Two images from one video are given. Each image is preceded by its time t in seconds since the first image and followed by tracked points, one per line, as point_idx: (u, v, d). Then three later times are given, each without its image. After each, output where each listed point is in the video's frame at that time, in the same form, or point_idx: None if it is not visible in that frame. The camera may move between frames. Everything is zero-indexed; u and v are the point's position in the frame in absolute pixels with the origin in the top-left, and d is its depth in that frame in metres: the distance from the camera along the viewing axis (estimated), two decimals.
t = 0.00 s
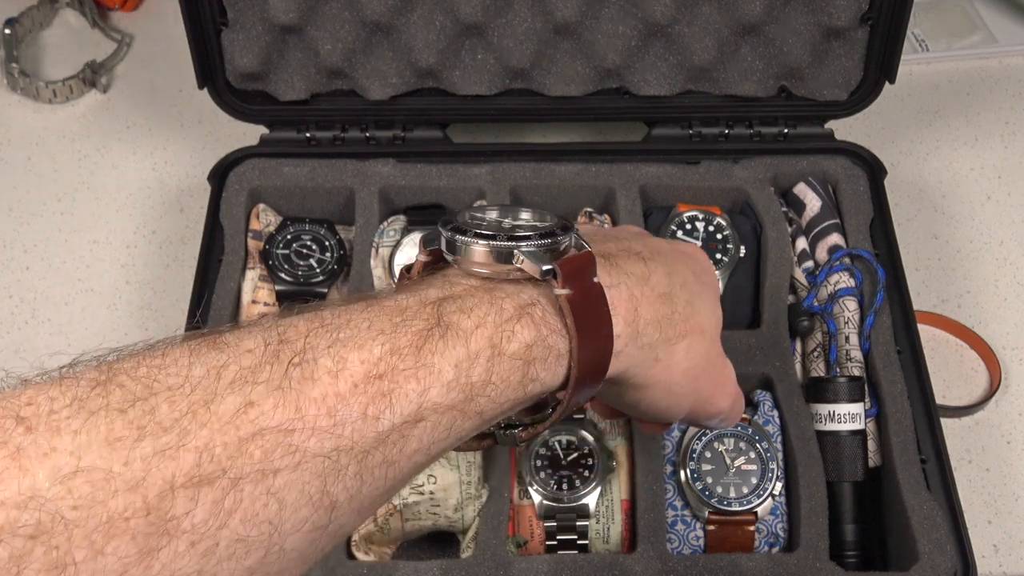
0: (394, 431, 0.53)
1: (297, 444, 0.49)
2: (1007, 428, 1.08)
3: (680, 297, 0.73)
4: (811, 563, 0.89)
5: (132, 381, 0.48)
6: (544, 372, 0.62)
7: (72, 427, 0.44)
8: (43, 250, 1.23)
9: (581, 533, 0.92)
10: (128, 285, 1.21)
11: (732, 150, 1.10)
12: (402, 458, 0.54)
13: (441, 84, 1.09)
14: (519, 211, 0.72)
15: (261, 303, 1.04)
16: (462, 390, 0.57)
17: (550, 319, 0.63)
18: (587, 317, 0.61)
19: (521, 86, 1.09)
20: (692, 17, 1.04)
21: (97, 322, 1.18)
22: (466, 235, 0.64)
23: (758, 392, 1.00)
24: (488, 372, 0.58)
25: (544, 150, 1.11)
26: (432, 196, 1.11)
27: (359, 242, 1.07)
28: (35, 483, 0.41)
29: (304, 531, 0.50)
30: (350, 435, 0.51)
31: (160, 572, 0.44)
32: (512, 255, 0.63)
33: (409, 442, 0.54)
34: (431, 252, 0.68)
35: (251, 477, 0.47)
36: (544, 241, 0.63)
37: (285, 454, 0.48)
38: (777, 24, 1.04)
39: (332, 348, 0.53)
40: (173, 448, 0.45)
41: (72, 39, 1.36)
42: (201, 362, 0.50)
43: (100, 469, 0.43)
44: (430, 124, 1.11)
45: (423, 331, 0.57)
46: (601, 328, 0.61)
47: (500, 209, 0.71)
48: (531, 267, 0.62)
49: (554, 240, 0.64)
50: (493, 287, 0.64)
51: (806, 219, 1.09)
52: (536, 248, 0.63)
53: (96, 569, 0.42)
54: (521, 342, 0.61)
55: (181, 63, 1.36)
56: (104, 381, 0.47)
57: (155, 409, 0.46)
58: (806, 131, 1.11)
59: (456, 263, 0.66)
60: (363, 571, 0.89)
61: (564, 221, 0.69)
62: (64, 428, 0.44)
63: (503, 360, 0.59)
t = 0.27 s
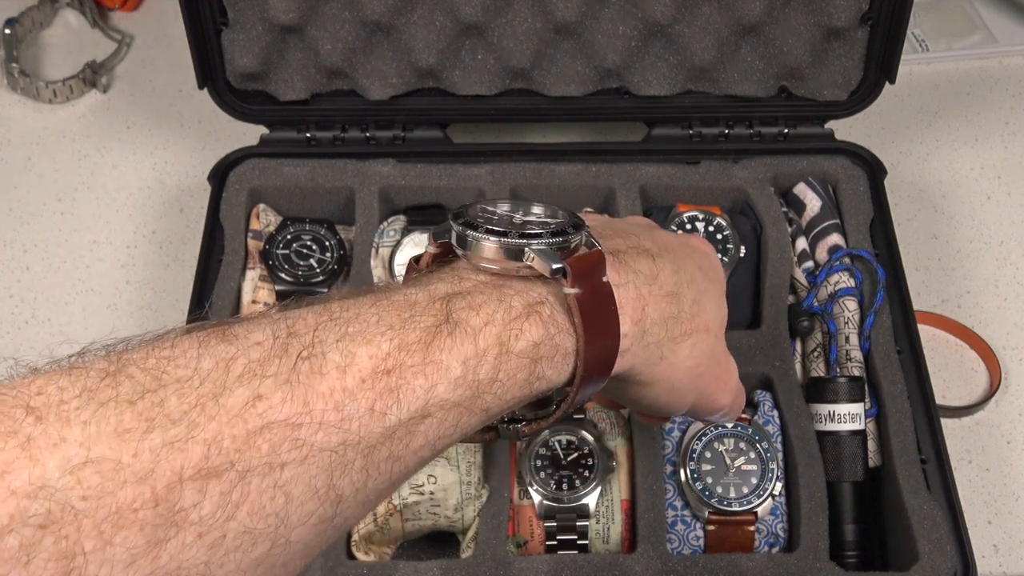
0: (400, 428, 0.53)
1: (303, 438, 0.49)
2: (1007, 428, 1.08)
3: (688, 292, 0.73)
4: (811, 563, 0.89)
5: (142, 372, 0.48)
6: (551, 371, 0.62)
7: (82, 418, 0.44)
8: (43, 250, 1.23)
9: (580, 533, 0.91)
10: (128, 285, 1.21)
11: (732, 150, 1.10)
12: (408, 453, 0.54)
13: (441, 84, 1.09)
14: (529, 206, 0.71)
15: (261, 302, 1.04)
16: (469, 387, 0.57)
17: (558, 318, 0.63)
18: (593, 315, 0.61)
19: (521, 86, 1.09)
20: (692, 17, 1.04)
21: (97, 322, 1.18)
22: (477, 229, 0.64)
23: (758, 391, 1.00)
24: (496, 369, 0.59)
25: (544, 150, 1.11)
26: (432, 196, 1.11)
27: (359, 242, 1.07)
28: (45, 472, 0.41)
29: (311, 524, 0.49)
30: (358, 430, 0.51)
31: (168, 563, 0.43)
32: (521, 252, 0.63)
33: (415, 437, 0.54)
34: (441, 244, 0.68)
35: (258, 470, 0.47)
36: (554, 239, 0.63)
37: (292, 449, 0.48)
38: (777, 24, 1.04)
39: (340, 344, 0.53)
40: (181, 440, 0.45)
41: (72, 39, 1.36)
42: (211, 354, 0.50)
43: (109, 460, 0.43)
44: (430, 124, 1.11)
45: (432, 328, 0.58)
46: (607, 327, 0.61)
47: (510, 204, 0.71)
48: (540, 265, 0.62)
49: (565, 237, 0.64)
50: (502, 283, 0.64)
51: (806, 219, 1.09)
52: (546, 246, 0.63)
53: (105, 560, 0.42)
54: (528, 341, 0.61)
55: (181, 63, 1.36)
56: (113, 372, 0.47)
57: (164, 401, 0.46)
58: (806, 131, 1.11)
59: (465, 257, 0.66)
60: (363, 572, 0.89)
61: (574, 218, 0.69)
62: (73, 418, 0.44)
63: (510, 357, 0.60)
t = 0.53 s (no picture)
0: (394, 423, 0.53)
1: (297, 434, 0.49)
2: (1007, 428, 1.08)
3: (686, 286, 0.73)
4: (811, 563, 0.89)
5: (134, 371, 0.48)
6: (546, 366, 0.62)
7: (74, 416, 0.44)
8: (43, 250, 1.23)
9: (580, 533, 0.91)
10: (128, 286, 1.21)
11: (732, 150, 1.10)
12: (403, 449, 0.54)
13: (441, 84, 1.09)
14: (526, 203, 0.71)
15: (260, 302, 1.04)
16: (463, 383, 0.57)
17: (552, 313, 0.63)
18: (588, 310, 0.61)
19: (521, 86, 1.09)
20: (692, 17, 1.04)
21: (98, 322, 1.18)
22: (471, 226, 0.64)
23: (758, 391, 1.00)
24: (490, 364, 0.59)
25: (544, 150, 1.11)
26: (432, 196, 1.11)
27: (359, 242, 1.07)
28: (37, 471, 0.42)
29: (305, 520, 0.49)
30: (351, 427, 0.51)
31: (161, 561, 0.44)
32: (515, 248, 0.63)
33: (410, 433, 0.54)
34: (436, 243, 0.67)
35: (251, 467, 0.47)
36: (548, 234, 0.63)
37: (286, 445, 0.48)
38: (777, 24, 1.04)
39: (333, 341, 0.53)
40: (173, 437, 0.45)
41: (73, 39, 1.36)
42: (202, 353, 0.50)
43: (100, 458, 0.43)
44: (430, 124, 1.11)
45: (424, 323, 0.57)
46: (602, 321, 0.61)
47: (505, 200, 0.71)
48: (535, 261, 0.62)
49: (559, 232, 0.64)
50: (496, 279, 0.64)
51: (806, 219, 1.09)
52: (540, 241, 0.62)
53: (97, 557, 0.42)
54: (523, 336, 0.61)
55: (181, 63, 1.36)
56: (105, 371, 0.48)
57: (156, 399, 0.46)
58: (806, 131, 1.11)
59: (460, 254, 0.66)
60: (363, 572, 0.89)
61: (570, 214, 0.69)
62: (65, 417, 0.44)
63: (505, 352, 0.60)
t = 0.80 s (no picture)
0: (383, 414, 0.53)
1: (283, 428, 0.49)
2: (1007, 428, 1.08)
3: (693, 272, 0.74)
4: (811, 563, 0.90)
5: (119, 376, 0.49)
6: (542, 351, 0.62)
7: (55, 419, 0.44)
8: (44, 250, 1.23)
9: (580, 533, 0.92)
10: (128, 286, 1.21)
11: (732, 150, 1.10)
12: (396, 439, 0.53)
13: (441, 84, 1.09)
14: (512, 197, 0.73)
15: (261, 303, 1.04)
16: (453, 370, 0.57)
17: (540, 295, 0.64)
18: (581, 294, 0.61)
19: (521, 87, 1.09)
20: (692, 17, 1.04)
21: (98, 322, 1.18)
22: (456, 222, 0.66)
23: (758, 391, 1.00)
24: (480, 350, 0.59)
25: (544, 150, 1.11)
26: (432, 196, 1.11)
27: (359, 242, 1.07)
28: (18, 471, 0.42)
29: (296, 516, 0.49)
30: (339, 419, 0.51)
31: (148, 556, 0.43)
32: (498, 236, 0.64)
33: (401, 422, 0.54)
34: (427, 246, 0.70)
35: (237, 461, 0.47)
36: (531, 221, 0.65)
37: (272, 439, 0.49)
38: (777, 24, 1.04)
39: (317, 337, 0.54)
40: (156, 435, 0.46)
41: (73, 39, 1.36)
42: (188, 356, 0.51)
43: (82, 457, 0.44)
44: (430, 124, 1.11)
45: (410, 314, 0.58)
46: (597, 305, 0.61)
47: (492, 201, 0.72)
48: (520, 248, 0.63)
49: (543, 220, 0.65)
50: (485, 270, 0.65)
51: (806, 218, 1.09)
52: (524, 228, 0.64)
53: (81, 555, 0.41)
54: (513, 321, 0.61)
55: (181, 63, 1.36)
56: (90, 377, 0.48)
57: (138, 400, 0.47)
58: (806, 131, 1.11)
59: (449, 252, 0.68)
60: (363, 572, 0.89)
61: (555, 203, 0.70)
62: (47, 420, 0.44)
63: (496, 338, 0.60)
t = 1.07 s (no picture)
0: (377, 434, 0.56)
1: (274, 448, 0.51)
2: (1007, 428, 1.08)
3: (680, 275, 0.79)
4: (811, 563, 0.90)
5: (109, 391, 0.51)
6: (537, 372, 0.65)
7: (46, 435, 0.47)
8: (44, 250, 1.23)
9: (580, 533, 0.92)
10: (128, 286, 1.21)
11: (732, 150, 1.10)
12: (388, 459, 0.56)
13: (441, 84, 1.09)
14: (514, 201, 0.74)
15: (261, 303, 1.05)
16: (449, 391, 0.60)
17: (541, 316, 0.67)
18: (580, 316, 0.64)
19: (521, 87, 1.09)
20: (692, 17, 1.04)
21: (97, 322, 1.18)
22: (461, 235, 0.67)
23: (758, 391, 1.00)
24: (477, 371, 0.62)
25: (544, 150, 1.11)
26: (432, 196, 1.11)
27: (359, 241, 1.08)
28: (8, 488, 0.44)
29: (287, 534, 0.52)
30: (331, 439, 0.54)
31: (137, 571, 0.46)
32: (503, 253, 0.66)
33: (395, 442, 0.57)
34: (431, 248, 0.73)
35: (228, 481, 0.50)
36: (536, 238, 0.66)
37: (263, 459, 0.51)
38: (777, 24, 1.04)
39: (310, 355, 0.56)
40: (146, 454, 0.48)
41: (73, 39, 1.36)
42: (179, 370, 0.53)
43: (71, 475, 0.46)
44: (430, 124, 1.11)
45: (407, 332, 0.61)
46: (595, 328, 0.64)
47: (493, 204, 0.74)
48: (523, 267, 0.65)
49: (549, 237, 0.67)
50: (487, 286, 0.68)
51: (806, 219, 1.08)
52: (528, 246, 0.66)
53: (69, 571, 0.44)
54: (510, 342, 0.64)
55: (181, 63, 1.36)
56: (80, 393, 0.50)
57: (131, 417, 0.49)
58: (806, 131, 1.11)
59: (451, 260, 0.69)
60: (363, 572, 0.89)
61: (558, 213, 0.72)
62: (39, 437, 0.47)
63: (493, 358, 0.63)
